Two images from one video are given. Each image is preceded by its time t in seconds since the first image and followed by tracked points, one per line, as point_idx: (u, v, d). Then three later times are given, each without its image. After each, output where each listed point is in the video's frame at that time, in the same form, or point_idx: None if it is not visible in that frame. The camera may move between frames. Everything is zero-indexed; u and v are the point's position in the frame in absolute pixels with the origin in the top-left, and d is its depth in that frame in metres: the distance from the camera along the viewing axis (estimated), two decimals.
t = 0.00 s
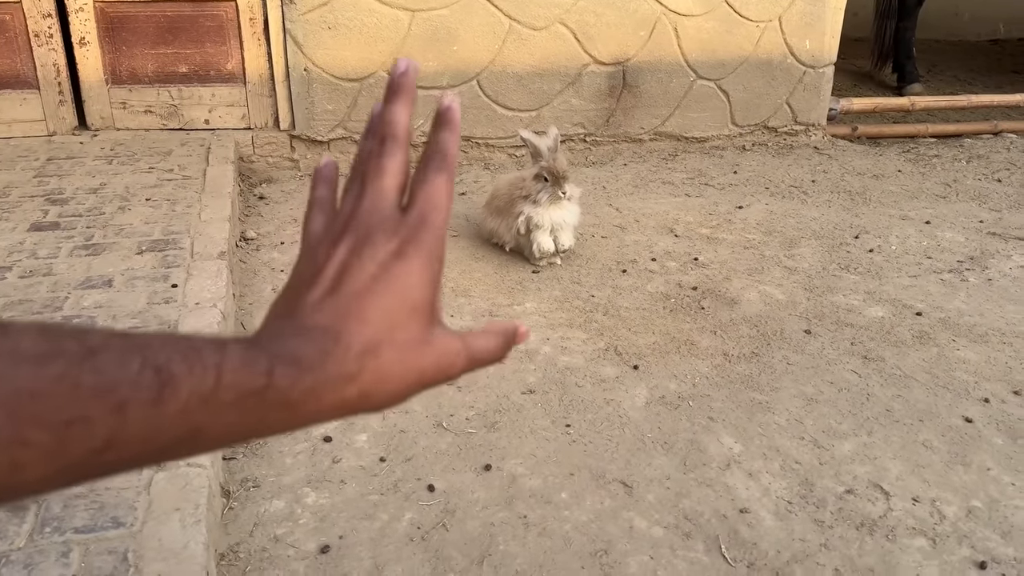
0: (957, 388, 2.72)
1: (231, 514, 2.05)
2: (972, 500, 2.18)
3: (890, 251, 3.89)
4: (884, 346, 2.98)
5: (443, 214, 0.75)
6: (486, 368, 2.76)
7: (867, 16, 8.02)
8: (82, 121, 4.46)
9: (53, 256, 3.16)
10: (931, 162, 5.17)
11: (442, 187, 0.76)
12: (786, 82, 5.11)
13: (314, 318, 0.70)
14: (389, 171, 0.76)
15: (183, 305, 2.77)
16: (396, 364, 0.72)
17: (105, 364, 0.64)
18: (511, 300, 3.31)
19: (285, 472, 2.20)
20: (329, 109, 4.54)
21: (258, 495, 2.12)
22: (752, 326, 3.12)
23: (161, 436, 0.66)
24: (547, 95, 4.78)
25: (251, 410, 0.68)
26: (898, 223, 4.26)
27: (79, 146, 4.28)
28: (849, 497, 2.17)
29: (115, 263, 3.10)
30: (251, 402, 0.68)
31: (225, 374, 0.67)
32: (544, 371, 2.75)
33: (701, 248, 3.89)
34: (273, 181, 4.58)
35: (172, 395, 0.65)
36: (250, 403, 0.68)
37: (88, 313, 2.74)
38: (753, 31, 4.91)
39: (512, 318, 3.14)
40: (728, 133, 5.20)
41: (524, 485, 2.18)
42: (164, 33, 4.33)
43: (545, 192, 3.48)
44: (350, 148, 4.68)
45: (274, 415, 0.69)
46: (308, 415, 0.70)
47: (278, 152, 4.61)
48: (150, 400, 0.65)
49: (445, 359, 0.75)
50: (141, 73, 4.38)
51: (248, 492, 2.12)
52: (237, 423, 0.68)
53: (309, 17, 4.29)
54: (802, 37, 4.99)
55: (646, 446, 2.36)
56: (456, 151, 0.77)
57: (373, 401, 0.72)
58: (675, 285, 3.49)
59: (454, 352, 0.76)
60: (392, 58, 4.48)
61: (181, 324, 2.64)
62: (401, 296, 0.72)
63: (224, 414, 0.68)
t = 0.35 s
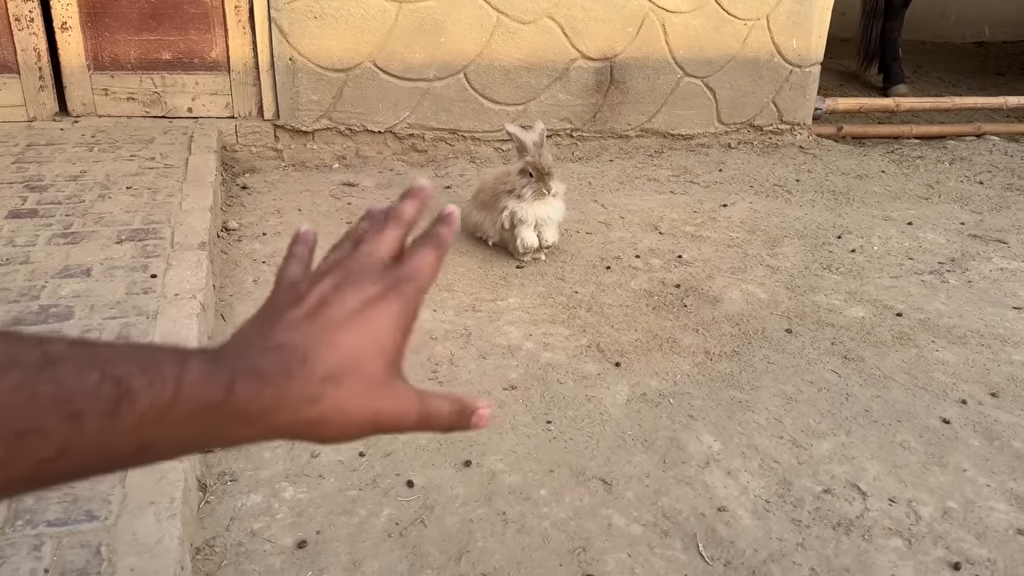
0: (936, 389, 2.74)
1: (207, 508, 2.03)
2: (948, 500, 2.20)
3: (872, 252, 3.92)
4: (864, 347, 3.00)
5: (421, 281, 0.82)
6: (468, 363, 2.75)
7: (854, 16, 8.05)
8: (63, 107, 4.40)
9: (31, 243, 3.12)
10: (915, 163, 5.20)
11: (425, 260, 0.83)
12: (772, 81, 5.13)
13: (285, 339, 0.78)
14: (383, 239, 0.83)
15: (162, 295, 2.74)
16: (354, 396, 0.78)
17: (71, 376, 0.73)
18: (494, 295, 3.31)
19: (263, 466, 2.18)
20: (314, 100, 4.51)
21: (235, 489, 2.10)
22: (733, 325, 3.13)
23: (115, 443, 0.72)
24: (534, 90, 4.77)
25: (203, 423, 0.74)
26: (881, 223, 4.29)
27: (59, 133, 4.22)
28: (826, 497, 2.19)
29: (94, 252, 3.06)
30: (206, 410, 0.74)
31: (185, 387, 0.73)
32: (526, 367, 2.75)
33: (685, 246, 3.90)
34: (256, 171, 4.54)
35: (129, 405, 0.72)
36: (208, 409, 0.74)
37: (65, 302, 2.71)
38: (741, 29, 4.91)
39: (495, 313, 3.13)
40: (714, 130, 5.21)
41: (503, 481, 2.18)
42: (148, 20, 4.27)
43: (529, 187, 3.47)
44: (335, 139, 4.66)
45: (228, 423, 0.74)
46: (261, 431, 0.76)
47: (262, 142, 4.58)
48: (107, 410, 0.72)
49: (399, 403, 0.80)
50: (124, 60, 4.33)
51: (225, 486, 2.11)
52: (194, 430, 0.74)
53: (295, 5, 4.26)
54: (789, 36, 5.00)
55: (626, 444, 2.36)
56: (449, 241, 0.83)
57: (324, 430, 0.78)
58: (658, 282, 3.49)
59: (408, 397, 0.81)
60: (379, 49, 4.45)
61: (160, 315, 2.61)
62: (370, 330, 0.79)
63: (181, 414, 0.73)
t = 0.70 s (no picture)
0: (915, 394, 2.71)
1: (165, 512, 1.94)
2: (928, 511, 2.16)
3: (852, 251, 3.88)
4: (844, 349, 2.96)
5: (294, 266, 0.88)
6: (441, 361, 2.67)
7: (837, 11, 8.02)
8: (26, 82, 4.24)
9: None
10: (895, 161, 5.18)
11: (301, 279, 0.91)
12: (755, 74, 5.07)
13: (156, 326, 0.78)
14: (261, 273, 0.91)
15: (123, 284, 2.62)
16: (224, 339, 0.75)
17: None
18: (470, 288, 3.22)
19: (225, 467, 2.09)
20: (288, 81, 4.39)
21: (195, 491, 2.01)
22: (713, 324, 3.08)
23: None
24: (515, 77, 4.67)
25: (72, 393, 0.70)
26: (861, 222, 4.25)
27: (21, 109, 4.06)
28: (805, 506, 2.14)
29: (53, 236, 2.93)
30: (65, 395, 0.70)
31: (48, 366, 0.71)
32: (501, 365, 2.67)
33: (665, 241, 3.84)
34: (227, 153, 4.40)
35: None
36: (68, 395, 0.70)
37: (19, 290, 2.58)
38: (725, 20, 4.85)
39: (470, 308, 3.05)
40: (695, 123, 5.14)
41: (476, 486, 2.11)
42: None
43: (507, 178, 3.40)
44: (309, 122, 4.53)
45: (97, 402, 0.70)
46: (138, 405, 0.71)
47: (233, 123, 4.44)
48: None
49: (279, 329, 0.78)
50: (90, 35, 4.18)
51: (184, 488, 2.01)
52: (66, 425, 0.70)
53: None
54: (773, 29, 4.94)
55: (602, 447, 2.29)
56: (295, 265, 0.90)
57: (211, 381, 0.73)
58: (638, 278, 3.43)
59: (287, 322, 0.78)
60: (356, 30, 4.34)
61: (120, 305, 2.50)
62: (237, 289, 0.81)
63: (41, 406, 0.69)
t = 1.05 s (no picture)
0: (916, 420, 2.60)
1: (118, 560, 1.78)
2: (934, 555, 2.05)
3: (846, 259, 3.77)
4: (841, 369, 2.84)
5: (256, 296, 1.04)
6: (421, 381, 2.51)
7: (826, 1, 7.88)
8: None
9: None
10: (886, 161, 5.07)
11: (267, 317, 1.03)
12: (746, 69, 4.92)
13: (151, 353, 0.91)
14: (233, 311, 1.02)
15: (79, 295, 2.43)
16: (215, 343, 0.92)
17: None
18: (452, 297, 3.06)
19: (186, 506, 1.93)
20: (262, 66, 4.17)
21: (152, 535, 1.84)
22: (705, 340, 2.94)
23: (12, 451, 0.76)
24: (500, 67, 4.49)
25: (92, 401, 0.82)
26: (854, 227, 4.14)
27: None
28: (807, 550, 2.02)
29: (4, 238, 2.73)
30: (87, 403, 0.81)
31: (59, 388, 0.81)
32: (485, 386, 2.52)
33: (655, 246, 3.69)
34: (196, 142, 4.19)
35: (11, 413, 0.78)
36: (86, 403, 0.81)
37: None
38: (717, 13, 4.69)
39: (453, 320, 2.89)
40: (684, 118, 5.00)
41: (458, 528, 1.96)
42: None
43: (492, 180, 3.23)
44: (283, 110, 4.33)
45: (116, 403, 0.82)
46: (148, 400, 0.85)
47: (203, 111, 4.22)
48: None
49: (260, 324, 0.95)
50: (51, 14, 3.94)
51: (140, 530, 1.85)
52: (89, 429, 0.80)
53: None
54: (766, 23, 4.79)
55: (593, 482, 2.15)
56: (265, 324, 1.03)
57: (209, 368, 0.89)
58: (627, 287, 3.29)
59: (266, 318, 0.96)
60: (334, 14, 4.12)
61: (75, 319, 2.31)
62: (211, 312, 0.96)
63: (63, 417, 0.79)
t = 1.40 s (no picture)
0: (948, 453, 2.49)
1: None
2: None
3: (866, 271, 3.64)
4: (868, 395, 2.72)
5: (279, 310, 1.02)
6: (431, 410, 2.37)
7: None
8: None
9: None
10: (901, 162, 4.93)
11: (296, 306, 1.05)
12: (757, 66, 4.77)
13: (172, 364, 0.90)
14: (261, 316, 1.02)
15: (68, 317, 2.29)
16: (238, 362, 0.90)
17: None
18: (461, 314, 2.93)
19: (183, 557, 1.81)
20: (260, 61, 4.00)
21: None
22: (725, 362, 2.82)
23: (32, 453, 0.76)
24: (506, 62, 4.33)
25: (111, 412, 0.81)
26: (872, 235, 4.01)
27: None
28: None
29: None
30: (106, 415, 0.80)
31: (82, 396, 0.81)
32: (497, 416, 2.39)
33: (669, 256, 3.56)
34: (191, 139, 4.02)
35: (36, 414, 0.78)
36: (105, 416, 0.80)
37: None
38: (731, 8, 4.52)
39: (462, 340, 2.75)
40: (694, 115, 4.85)
41: None
42: None
43: (503, 190, 3.06)
44: (281, 106, 4.16)
45: (135, 416, 0.82)
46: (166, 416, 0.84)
47: (199, 106, 4.06)
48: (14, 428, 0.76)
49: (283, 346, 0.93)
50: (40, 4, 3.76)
51: None
52: (107, 442, 0.80)
53: None
54: (779, 19, 4.63)
55: (615, 527, 2.04)
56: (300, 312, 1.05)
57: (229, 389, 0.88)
58: (641, 302, 3.15)
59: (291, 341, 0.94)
60: (335, 7, 3.94)
61: (64, 346, 2.17)
62: (237, 327, 0.95)
63: (82, 429, 0.78)
